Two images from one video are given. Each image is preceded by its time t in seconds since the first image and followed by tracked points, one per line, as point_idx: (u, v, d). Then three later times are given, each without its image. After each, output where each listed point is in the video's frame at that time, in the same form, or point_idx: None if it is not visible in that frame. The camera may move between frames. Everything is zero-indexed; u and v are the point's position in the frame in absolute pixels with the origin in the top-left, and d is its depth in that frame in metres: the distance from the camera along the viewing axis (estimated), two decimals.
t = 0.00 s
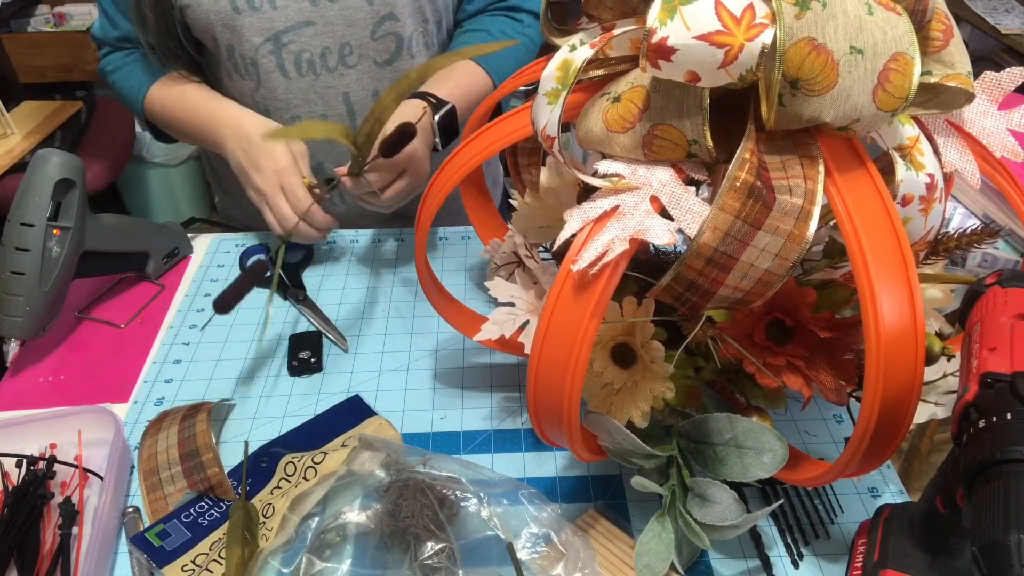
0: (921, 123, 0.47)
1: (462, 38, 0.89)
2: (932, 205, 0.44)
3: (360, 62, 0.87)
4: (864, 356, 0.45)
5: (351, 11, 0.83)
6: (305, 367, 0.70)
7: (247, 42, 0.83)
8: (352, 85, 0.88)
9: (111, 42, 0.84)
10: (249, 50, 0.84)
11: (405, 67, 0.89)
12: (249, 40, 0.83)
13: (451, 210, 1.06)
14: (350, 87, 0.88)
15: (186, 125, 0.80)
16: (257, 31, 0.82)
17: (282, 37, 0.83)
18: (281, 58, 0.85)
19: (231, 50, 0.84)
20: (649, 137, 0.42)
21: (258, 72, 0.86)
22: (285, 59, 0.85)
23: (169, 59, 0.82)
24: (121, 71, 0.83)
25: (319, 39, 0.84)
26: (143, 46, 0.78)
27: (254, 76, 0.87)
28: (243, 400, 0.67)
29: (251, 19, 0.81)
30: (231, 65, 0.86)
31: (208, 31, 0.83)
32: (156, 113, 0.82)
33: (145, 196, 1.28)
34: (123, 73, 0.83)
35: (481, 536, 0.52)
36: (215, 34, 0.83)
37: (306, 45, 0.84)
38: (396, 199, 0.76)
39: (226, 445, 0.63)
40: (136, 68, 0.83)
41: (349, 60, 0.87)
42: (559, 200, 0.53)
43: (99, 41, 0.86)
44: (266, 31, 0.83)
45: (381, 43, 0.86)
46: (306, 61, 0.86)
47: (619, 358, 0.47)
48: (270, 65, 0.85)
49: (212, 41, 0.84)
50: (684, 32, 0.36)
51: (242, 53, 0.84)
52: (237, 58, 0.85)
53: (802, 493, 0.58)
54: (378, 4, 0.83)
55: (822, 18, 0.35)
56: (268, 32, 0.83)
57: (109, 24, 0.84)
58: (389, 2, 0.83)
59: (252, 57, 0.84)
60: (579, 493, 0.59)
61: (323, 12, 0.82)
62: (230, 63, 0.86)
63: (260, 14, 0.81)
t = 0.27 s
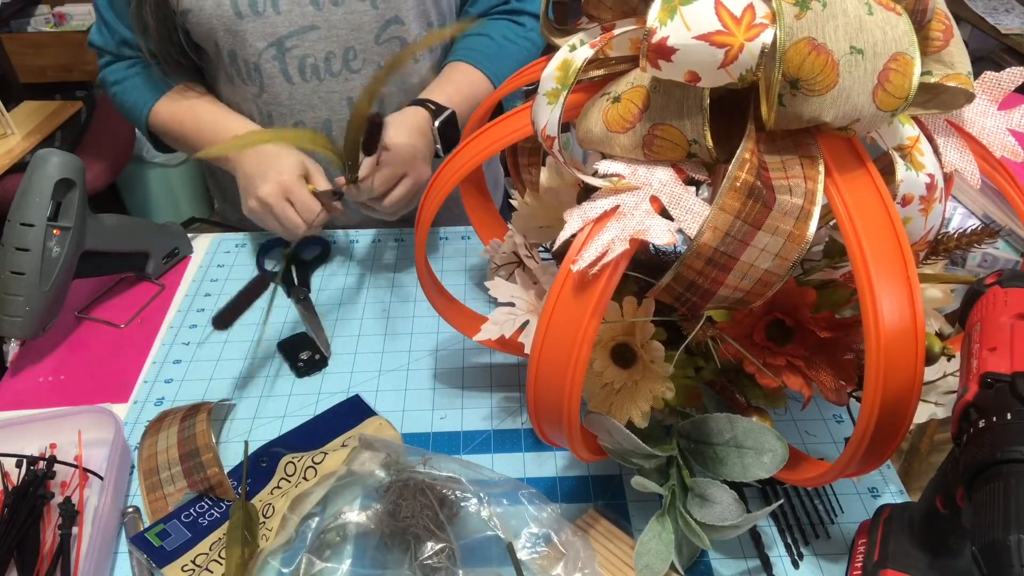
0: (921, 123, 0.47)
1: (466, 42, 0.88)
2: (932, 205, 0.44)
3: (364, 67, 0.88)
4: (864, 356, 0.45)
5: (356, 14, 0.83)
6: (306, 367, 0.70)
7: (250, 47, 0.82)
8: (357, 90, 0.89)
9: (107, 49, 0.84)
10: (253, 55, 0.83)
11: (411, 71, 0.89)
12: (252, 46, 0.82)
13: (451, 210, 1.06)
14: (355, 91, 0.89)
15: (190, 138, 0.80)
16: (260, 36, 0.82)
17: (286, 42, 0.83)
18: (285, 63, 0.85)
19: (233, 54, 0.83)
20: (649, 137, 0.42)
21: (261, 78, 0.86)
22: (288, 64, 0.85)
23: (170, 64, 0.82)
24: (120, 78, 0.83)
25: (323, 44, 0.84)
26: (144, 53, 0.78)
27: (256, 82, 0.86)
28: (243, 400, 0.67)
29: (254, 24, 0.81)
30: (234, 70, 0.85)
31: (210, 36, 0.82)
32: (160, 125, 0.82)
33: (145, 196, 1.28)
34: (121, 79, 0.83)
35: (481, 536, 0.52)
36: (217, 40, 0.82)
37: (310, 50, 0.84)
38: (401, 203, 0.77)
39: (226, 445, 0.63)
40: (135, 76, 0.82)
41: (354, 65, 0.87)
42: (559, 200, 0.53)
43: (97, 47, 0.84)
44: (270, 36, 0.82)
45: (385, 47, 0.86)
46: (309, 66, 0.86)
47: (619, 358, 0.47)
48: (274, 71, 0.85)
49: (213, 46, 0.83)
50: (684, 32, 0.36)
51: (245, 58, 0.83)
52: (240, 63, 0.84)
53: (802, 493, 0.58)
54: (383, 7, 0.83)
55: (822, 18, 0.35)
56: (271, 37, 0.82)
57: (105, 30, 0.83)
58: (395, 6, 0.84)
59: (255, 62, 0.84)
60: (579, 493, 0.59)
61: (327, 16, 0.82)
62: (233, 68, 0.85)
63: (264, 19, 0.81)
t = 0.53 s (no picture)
0: (921, 123, 0.47)
1: (461, 47, 0.90)
2: (932, 205, 0.44)
3: (364, 73, 0.87)
4: (864, 357, 0.45)
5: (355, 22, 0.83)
6: (306, 367, 0.70)
7: (247, 54, 0.82)
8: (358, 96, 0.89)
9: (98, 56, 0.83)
10: (250, 61, 0.83)
11: (410, 77, 0.90)
12: (250, 52, 0.83)
13: (451, 210, 1.06)
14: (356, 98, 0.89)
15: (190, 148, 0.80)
16: (259, 43, 0.82)
17: (285, 49, 0.84)
18: (283, 70, 0.85)
19: (230, 61, 0.83)
20: (649, 137, 0.42)
21: (259, 85, 0.86)
22: (287, 71, 0.85)
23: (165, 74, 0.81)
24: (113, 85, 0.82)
25: (322, 50, 0.85)
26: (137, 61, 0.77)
27: (254, 89, 0.86)
28: (243, 400, 0.67)
29: (253, 31, 0.81)
30: (229, 77, 0.85)
31: (206, 43, 0.82)
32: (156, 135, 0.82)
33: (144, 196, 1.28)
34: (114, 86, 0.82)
35: (481, 536, 0.53)
36: (214, 46, 0.82)
37: (309, 56, 0.85)
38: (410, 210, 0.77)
39: (226, 445, 0.63)
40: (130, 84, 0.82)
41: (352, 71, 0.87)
42: (559, 200, 0.53)
43: (89, 54, 0.83)
44: (268, 42, 0.83)
45: (385, 52, 0.87)
46: (308, 72, 0.86)
47: (619, 358, 0.47)
48: (272, 77, 0.85)
49: (209, 53, 0.83)
50: (684, 32, 0.36)
51: (242, 65, 0.84)
52: (236, 70, 0.84)
53: (802, 493, 0.58)
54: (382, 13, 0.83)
55: (821, 18, 0.35)
56: (269, 43, 0.83)
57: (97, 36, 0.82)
58: (394, 11, 0.83)
59: (252, 69, 0.84)
60: (579, 493, 0.59)
61: (327, 22, 0.83)
62: (229, 75, 0.85)
63: (262, 25, 0.81)
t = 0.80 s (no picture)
0: (921, 123, 0.47)
1: (467, 41, 0.89)
2: (931, 205, 0.44)
3: (367, 68, 0.88)
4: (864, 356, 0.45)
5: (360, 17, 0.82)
6: (306, 367, 0.70)
7: (252, 49, 0.82)
8: (360, 92, 0.89)
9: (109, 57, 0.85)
10: (255, 57, 0.83)
11: (411, 71, 0.90)
12: (254, 48, 0.82)
13: (452, 210, 1.06)
14: (359, 93, 0.89)
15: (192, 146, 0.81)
16: (263, 38, 0.82)
17: (289, 44, 0.83)
18: (288, 65, 0.85)
19: (235, 57, 0.83)
20: (649, 137, 0.42)
21: (263, 80, 0.86)
22: (292, 66, 0.85)
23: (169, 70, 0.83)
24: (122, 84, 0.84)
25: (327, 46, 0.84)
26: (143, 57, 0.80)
27: (259, 85, 0.86)
28: (243, 400, 0.67)
29: (257, 27, 0.81)
30: (235, 74, 0.85)
31: (211, 39, 0.82)
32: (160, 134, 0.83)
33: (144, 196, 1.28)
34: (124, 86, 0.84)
35: (481, 536, 0.53)
36: (219, 42, 0.82)
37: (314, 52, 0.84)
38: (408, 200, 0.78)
39: (225, 445, 0.63)
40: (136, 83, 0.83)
41: (357, 66, 0.87)
42: (559, 199, 0.53)
43: (101, 57, 0.86)
44: (273, 38, 0.82)
45: (388, 48, 0.86)
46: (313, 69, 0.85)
47: (619, 358, 0.47)
48: (277, 73, 0.85)
49: (214, 49, 0.83)
50: (684, 32, 0.36)
51: (246, 61, 0.83)
52: (241, 66, 0.84)
53: (802, 493, 0.58)
54: (386, 8, 0.83)
55: (821, 18, 0.35)
56: (274, 39, 0.82)
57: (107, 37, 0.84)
58: (397, 7, 0.83)
59: (257, 64, 0.84)
60: (579, 493, 0.59)
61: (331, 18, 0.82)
62: (234, 71, 0.85)
63: (266, 21, 0.81)
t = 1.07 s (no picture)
0: (921, 123, 0.46)
1: (468, 42, 0.89)
2: (932, 205, 0.44)
3: (368, 58, 0.87)
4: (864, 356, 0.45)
5: (359, 6, 0.82)
6: (306, 367, 0.70)
7: (254, 37, 0.82)
8: (360, 81, 0.89)
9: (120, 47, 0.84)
10: (256, 46, 0.83)
11: (411, 63, 0.89)
12: (256, 36, 0.82)
13: (452, 209, 1.06)
14: (358, 82, 0.89)
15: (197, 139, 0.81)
16: (265, 27, 0.82)
17: (290, 33, 0.83)
18: (289, 54, 0.84)
19: (237, 46, 0.83)
20: (649, 137, 0.42)
21: (265, 69, 0.85)
22: (293, 55, 0.84)
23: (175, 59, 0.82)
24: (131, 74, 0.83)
25: (327, 35, 0.84)
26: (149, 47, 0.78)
27: (261, 73, 0.86)
28: (243, 400, 0.67)
29: (259, 16, 0.81)
30: (238, 63, 0.85)
31: (215, 28, 0.82)
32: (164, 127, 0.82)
33: (145, 196, 1.28)
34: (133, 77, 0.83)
35: (481, 536, 0.53)
36: (222, 31, 0.82)
37: (315, 41, 0.84)
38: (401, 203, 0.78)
39: (225, 445, 0.63)
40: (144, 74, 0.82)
41: (356, 56, 0.87)
42: (559, 199, 0.53)
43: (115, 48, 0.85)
44: (274, 27, 0.82)
45: (388, 38, 0.86)
46: (314, 57, 0.85)
47: (619, 358, 0.47)
48: (278, 62, 0.85)
49: (218, 38, 0.83)
50: (684, 32, 0.36)
51: (248, 50, 0.83)
52: (244, 55, 0.84)
53: (802, 492, 0.58)
54: None
55: (821, 18, 0.35)
56: (275, 28, 0.82)
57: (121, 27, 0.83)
58: None
59: (259, 53, 0.83)
60: (579, 493, 0.59)
61: (332, 8, 0.82)
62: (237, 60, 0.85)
63: (268, 10, 0.81)
